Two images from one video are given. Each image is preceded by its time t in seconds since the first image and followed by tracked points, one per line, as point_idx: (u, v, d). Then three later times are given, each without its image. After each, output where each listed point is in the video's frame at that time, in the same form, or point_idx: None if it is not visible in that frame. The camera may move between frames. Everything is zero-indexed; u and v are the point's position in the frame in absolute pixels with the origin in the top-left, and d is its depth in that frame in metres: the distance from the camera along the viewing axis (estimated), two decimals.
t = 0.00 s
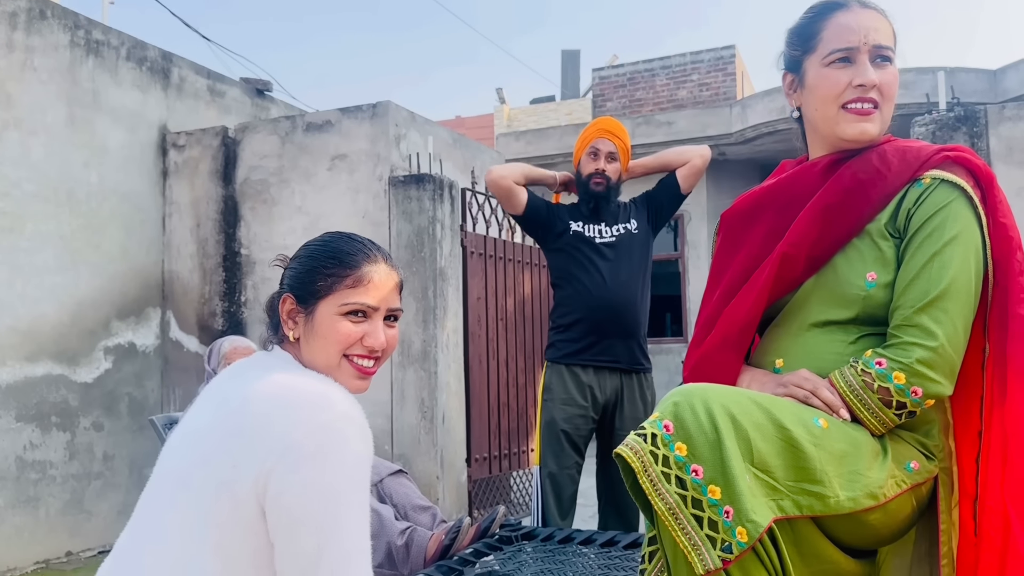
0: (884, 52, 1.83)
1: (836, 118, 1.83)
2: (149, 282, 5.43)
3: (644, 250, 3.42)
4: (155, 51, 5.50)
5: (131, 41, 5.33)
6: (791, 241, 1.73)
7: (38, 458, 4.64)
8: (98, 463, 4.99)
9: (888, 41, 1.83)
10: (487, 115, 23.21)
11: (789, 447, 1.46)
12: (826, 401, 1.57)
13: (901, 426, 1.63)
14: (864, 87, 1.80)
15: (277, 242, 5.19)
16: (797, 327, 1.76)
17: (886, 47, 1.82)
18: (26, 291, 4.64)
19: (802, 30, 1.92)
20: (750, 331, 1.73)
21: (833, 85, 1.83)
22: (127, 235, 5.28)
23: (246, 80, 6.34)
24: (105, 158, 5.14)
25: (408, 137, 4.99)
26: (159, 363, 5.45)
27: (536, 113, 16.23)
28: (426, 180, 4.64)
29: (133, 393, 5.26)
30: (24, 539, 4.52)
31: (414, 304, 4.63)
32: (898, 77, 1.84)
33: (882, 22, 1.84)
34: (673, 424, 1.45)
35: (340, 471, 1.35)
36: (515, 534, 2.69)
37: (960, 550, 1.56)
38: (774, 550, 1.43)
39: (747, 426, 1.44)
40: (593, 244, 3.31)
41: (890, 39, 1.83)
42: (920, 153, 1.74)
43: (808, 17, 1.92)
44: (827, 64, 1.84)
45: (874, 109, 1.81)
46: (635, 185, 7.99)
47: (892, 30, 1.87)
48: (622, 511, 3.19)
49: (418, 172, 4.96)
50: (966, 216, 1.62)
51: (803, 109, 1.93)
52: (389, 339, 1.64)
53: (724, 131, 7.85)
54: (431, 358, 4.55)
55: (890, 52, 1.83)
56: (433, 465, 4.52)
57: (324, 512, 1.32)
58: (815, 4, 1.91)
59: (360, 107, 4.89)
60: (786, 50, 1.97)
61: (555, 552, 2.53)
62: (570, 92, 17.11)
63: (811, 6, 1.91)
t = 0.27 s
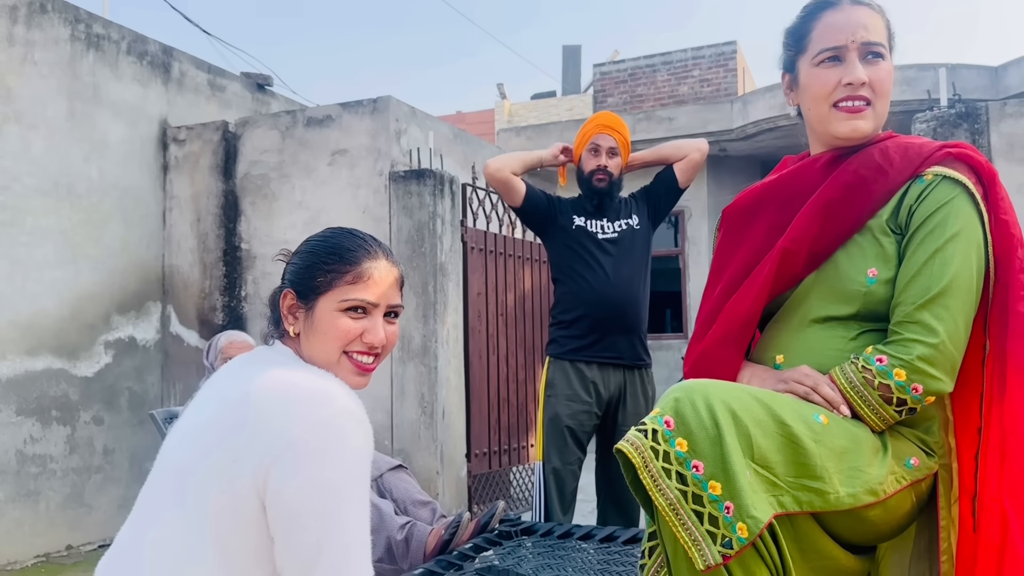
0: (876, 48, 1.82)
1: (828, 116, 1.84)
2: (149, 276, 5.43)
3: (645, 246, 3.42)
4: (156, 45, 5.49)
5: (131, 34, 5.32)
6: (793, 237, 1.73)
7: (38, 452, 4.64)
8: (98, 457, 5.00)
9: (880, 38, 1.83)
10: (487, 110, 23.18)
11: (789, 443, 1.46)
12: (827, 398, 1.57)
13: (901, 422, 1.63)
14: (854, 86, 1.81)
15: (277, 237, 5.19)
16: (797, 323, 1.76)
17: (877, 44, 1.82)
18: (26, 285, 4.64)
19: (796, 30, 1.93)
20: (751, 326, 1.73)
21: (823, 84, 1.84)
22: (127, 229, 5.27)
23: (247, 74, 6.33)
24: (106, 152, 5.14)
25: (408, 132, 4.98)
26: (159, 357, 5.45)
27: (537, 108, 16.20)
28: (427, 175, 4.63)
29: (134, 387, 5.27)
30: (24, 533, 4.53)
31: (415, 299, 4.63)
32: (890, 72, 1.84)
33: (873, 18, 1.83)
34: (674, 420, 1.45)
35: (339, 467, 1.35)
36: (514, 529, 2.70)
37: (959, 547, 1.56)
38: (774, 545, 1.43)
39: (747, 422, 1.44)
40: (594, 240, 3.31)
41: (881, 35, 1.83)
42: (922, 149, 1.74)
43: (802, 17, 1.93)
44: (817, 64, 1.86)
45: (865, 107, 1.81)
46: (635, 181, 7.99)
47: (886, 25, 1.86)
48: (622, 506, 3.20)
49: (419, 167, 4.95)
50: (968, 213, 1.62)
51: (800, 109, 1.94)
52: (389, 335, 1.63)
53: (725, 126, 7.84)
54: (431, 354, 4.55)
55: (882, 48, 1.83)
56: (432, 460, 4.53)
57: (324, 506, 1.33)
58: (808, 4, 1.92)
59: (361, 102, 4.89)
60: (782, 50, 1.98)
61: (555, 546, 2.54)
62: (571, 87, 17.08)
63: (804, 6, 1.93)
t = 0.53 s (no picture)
0: (864, 43, 1.81)
1: (818, 114, 1.85)
2: (149, 269, 5.43)
3: (647, 240, 3.43)
4: (157, 37, 5.48)
5: (132, 27, 5.31)
6: (795, 232, 1.72)
7: (39, 444, 4.65)
8: (99, 449, 5.01)
9: (869, 32, 1.81)
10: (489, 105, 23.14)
11: (788, 439, 1.46)
12: (826, 394, 1.57)
13: (900, 419, 1.63)
14: (843, 82, 1.81)
15: (278, 230, 5.18)
16: (797, 319, 1.76)
17: (866, 39, 1.81)
18: (27, 278, 4.64)
19: (790, 30, 1.95)
20: (752, 322, 1.73)
21: (812, 82, 1.85)
22: (128, 221, 5.27)
23: (248, 67, 6.32)
24: (107, 145, 5.13)
25: (410, 125, 4.98)
26: (160, 350, 5.45)
27: (538, 103, 16.16)
28: (428, 169, 4.63)
29: (134, 380, 5.27)
30: (25, 524, 4.54)
31: (415, 293, 4.63)
32: (881, 66, 1.83)
33: (861, 13, 1.83)
34: (673, 416, 1.45)
35: (338, 461, 1.34)
36: (514, 523, 2.70)
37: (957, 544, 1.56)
38: (772, 541, 1.44)
39: (746, 418, 1.44)
40: (599, 234, 3.31)
41: (871, 28, 1.82)
42: (924, 146, 1.74)
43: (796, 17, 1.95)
44: (806, 62, 1.87)
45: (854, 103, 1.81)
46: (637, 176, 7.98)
47: (879, 17, 1.85)
48: (622, 501, 3.20)
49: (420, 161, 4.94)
50: (970, 210, 1.61)
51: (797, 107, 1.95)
52: (388, 331, 1.63)
53: (727, 122, 7.83)
54: (432, 348, 4.55)
55: (871, 42, 1.82)
56: (432, 454, 4.53)
57: (322, 501, 1.33)
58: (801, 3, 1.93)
59: (362, 95, 4.89)
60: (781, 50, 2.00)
61: (554, 541, 2.54)
62: (573, 82, 17.03)
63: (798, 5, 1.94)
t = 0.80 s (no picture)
0: (834, 40, 1.80)
1: (799, 116, 1.88)
2: (152, 261, 5.42)
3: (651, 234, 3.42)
4: (160, 28, 5.46)
5: (135, 17, 5.30)
6: (801, 227, 1.72)
7: (40, 434, 4.66)
8: (100, 440, 5.01)
9: (838, 28, 1.79)
10: (492, 99, 23.11)
11: (792, 434, 1.46)
12: (830, 389, 1.57)
13: (904, 415, 1.62)
14: (812, 82, 1.82)
15: (280, 223, 5.18)
16: (803, 314, 1.75)
17: (835, 36, 1.80)
18: (29, 268, 4.65)
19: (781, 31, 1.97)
20: (756, 316, 1.72)
21: (789, 85, 1.88)
22: (131, 213, 5.27)
23: (251, 59, 6.30)
24: (109, 136, 5.13)
25: (413, 118, 4.97)
26: (162, 342, 5.46)
27: (542, 97, 16.12)
28: (431, 162, 4.62)
29: (136, 371, 5.27)
30: (27, 514, 4.56)
31: (418, 286, 4.63)
32: (857, 60, 1.79)
33: (831, 10, 1.81)
34: (676, 410, 1.45)
35: (338, 453, 1.34)
36: (515, 517, 2.70)
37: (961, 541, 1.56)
38: (775, 536, 1.43)
39: (749, 412, 1.44)
40: (603, 229, 3.30)
41: (842, 24, 1.79)
42: (934, 141, 1.73)
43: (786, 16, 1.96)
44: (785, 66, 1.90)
45: (828, 102, 1.82)
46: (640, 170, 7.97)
47: (864, 8, 1.80)
48: (624, 495, 3.20)
49: (423, 154, 4.93)
50: (978, 206, 1.61)
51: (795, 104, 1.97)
52: (388, 324, 1.62)
53: (731, 117, 7.80)
54: (433, 341, 4.55)
55: (842, 38, 1.79)
56: (434, 447, 4.54)
57: (322, 494, 1.32)
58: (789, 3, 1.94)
59: (365, 88, 4.87)
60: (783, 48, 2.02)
61: (555, 535, 2.54)
62: (577, 76, 16.99)
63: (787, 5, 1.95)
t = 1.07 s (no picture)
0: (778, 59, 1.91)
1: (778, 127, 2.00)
2: (154, 253, 5.43)
3: (654, 230, 3.42)
4: (163, 21, 5.46)
5: (138, 10, 5.29)
6: (804, 225, 1.72)
7: (42, 426, 4.68)
8: (102, 432, 5.03)
9: (779, 47, 1.90)
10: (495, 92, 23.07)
11: (792, 431, 1.46)
12: (831, 386, 1.57)
13: (905, 413, 1.63)
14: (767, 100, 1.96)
15: (282, 216, 5.18)
16: (806, 312, 1.76)
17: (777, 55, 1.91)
18: (31, 260, 4.66)
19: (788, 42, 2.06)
20: (759, 313, 1.73)
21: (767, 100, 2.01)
22: (133, 206, 5.28)
23: (253, 52, 6.30)
24: (112, 128, 5.13)
25: (415, 113, 4.96)
26: (163, 334, 5.46)
27: (544, 91, 16.09)
28: (433, 156, 4.62)
29: (138, 363, 5.29)
30: (29, 505, 4.58)
31: (419, 280, 4.64)
32: (792, 75, 1.88)
33: (778, 29, 1.92)
34: (676, 406, 1.46)
35: (334, 447, 1.34)
36: (515, 511, 2.71)
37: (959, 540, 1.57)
38: (774, 532, 1.45)
39: (750, 409, 1.45)
40: (607, 225, 3.29)
41: (779, 44, 1.90)
42: (940, 140, 1.73)
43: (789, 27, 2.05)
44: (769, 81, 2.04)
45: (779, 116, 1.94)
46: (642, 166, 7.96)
47: (798, 23, 1.87)
48: (624, 490, 3.21)
49: (425, 148, 4.94)
50: (983, 207, 1.61)
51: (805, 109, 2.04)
52: (386, 320, 1.62)
53: (734, 112, 7.79)
54: (435, 336, 4.57)
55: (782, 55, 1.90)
56: (434, 441, 4.55)
57: (318, 489, 1.32)
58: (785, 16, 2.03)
59: (368, 82, 4.88)
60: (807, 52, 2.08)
61: (555, 529, 2.56)
62: (579, 70, 16.95)
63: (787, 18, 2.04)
